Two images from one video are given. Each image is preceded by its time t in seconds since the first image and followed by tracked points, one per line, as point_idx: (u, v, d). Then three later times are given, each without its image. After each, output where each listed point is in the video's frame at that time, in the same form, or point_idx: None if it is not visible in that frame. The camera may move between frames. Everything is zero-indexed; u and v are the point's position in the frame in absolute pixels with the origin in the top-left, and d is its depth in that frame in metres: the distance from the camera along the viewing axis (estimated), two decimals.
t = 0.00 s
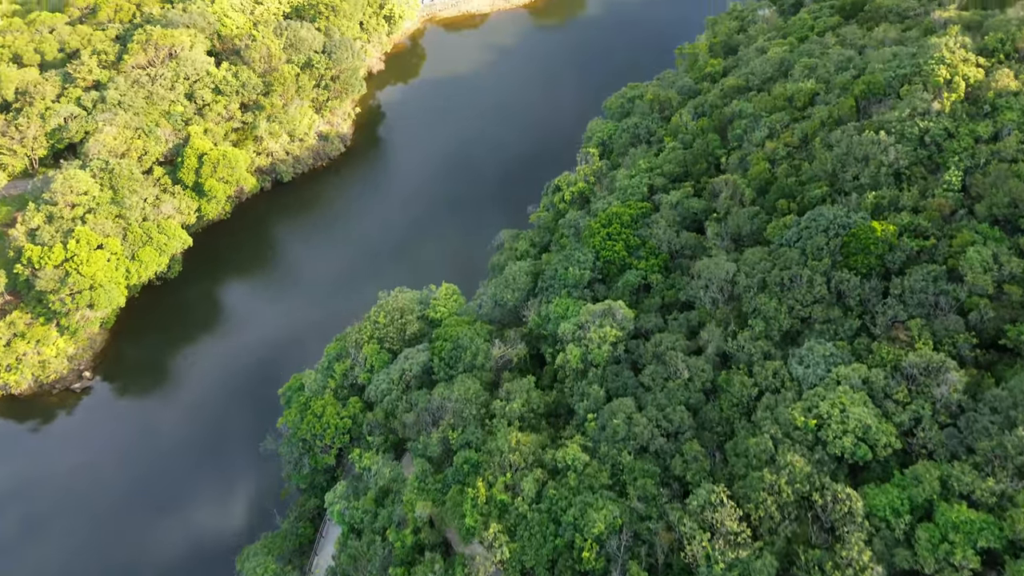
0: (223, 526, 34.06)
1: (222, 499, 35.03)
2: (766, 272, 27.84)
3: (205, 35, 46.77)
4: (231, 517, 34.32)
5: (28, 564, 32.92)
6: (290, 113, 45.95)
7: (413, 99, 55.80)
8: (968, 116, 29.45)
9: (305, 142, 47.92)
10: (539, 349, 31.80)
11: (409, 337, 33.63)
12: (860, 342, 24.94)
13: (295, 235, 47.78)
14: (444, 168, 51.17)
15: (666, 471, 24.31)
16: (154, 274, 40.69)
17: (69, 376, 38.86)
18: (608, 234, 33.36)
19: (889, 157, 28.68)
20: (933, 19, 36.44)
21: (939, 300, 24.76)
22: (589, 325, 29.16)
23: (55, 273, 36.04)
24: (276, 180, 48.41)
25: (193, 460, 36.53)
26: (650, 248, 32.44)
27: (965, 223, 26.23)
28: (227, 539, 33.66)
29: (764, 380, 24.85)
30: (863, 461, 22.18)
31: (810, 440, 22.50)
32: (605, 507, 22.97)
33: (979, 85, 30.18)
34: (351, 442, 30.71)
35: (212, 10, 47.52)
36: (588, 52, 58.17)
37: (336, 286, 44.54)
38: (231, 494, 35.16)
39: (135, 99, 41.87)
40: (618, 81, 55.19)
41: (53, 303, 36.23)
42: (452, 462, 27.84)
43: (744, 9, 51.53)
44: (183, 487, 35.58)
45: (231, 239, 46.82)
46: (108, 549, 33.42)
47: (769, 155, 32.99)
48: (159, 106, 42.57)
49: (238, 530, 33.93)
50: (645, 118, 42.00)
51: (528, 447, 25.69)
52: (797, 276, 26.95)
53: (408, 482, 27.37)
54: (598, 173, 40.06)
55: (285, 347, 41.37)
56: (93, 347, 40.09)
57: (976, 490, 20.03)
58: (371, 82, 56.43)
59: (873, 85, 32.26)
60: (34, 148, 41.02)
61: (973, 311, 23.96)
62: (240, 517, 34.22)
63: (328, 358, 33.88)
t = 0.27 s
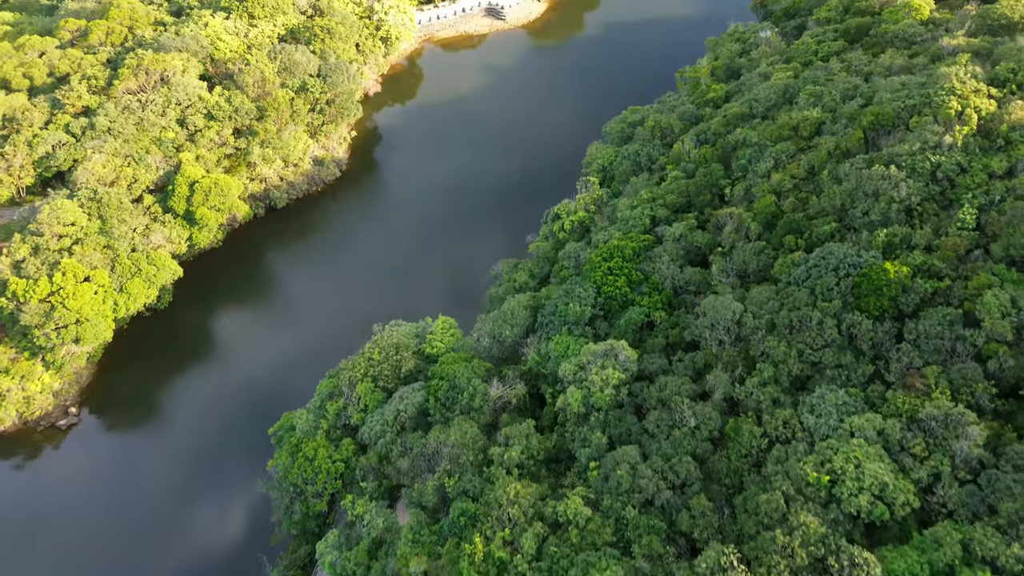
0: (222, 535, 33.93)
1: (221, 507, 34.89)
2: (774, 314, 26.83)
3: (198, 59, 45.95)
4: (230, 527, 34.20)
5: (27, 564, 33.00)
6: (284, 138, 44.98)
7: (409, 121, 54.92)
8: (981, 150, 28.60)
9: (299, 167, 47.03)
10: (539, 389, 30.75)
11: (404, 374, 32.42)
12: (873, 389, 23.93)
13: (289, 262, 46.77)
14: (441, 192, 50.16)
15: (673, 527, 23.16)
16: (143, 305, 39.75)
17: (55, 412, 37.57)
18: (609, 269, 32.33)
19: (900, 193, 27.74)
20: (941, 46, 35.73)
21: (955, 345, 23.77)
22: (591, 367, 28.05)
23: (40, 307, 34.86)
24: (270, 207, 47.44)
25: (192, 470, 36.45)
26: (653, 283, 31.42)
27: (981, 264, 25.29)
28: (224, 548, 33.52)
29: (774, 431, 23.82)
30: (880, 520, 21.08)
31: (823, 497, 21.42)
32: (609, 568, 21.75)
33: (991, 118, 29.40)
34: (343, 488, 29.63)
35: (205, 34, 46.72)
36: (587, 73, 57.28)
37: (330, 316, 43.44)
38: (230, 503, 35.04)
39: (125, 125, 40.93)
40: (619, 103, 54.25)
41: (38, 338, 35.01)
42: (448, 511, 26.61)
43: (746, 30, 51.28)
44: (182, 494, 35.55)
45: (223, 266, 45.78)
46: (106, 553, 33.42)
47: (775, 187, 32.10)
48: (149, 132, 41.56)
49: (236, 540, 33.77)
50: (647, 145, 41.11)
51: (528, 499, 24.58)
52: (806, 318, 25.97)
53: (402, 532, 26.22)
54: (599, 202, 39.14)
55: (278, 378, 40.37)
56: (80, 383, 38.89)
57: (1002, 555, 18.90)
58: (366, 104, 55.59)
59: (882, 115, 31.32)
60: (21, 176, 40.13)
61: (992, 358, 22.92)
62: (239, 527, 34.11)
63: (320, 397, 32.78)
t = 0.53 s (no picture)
0: (218, 549, 33.73)
1: (218, 518, 34.86)
2: (784, 358, 25.78)
3: (191, 83, 45.07)
4: (226, 540, 34.04)
5: None
6: (278, 164, 44.04)
7: (406, 143, 53.97)
8: (995, 187, 27.74)
9: (293, 194, 46.10)
10: (539, 432, 29.71)
11: (399, 414, 31.28)
12: (889, 441, 22.88)
13: (283, 290, 45.68)
14: (439, 217, 49.10)
15: None
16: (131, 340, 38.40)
17: (39, 450, 36.36)
18: (612, 305, 31.19)
19: (913, 231, 26.78)
20: (951, 74, 34.95)
21: (973, 396, 22.80)
22: (593, 412, 26.90)
23: (24, 342, 33.64)
24: (263, 232, 46.52)
25: (188, 486, 36.25)
26: (657, 320, 30.35)
27: (999, 308, 24.32)
28: (220, 559, 33.41)
29: (786, 485, 22.73)
30: None
31: (840, 560, 20.29)
32: None
33: (1006, 152, 28.55)
34: (335, 536, 28.39)
35: (198, 57, 45.84)
36: (588, 95, 56.34)
37: (324, 347, 42.26)
38: (227, 516, 34.93)
39: (115, 152, 39.92)
40: (620, 125, 53.28)
41: (20, 375, 33.62)
42: (443, 565, 25.29)
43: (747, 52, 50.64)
44: (179, 506, 35.47)
45: (215, 294, 44.67)
46: (102, 558, 33.54)
47: (782, 221, 31.15)
48: (139, 160, 40.56)
49: (232, 553, 33.60)
50: (649, 172, 40.22)
51: (528, 556, 23.44)
52: (817, 363, 24.96)
53: None
54: (600, 232, 38.19)
55: (272, 404, 39.55)
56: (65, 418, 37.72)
57: None
58: (363, 127, 54.63)
59: (892, 148, 30.40)
60: (7, 206, 38.87)
61: (1015, 410, 21.82)
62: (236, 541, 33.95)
63: (312, 438, 31.58)
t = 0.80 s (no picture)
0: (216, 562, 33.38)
1: (215, 532, 34.48)
2: (795, 405, 24.70)
3: (183, 109, 44.14)
4: (224, 552, 33.71)
5: None
6: (272, 192, 43.11)
7: (405, 168, 52.91)
8: (1011, 224, 26.77)
9: (287, 220, 45.08)
10: (539, 479, 28.62)
11: (394, 458, 30.15)
12: (907, 497, 21.78)
13: (278, 319, 44.31)
14: (439, 243, 47.90)
15: None
16: (120, 375, 37.03)
17: (22, 492, 34.82)
18: (615, 344, 30.08)
19: (927, 271, 25.79)
20: (961, 102, 34.11)
21: (995, 450, 21.74)
22: (595, 460, 25.74)
23: (7, 379, 32.45)
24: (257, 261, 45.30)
25: (184, 500, 35.82)
26: (661, 360, 29.24)
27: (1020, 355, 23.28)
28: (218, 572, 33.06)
29: (800, 545, 21.51)
30: None
31: None
32: None
33: (1022, 188, 27.63)
34: None
35: (190, 81, 44.91)
36: (590, 118, 55.41)
37: (321, 379, 40.83)
38: (225, 529, 34.58)
39: (103, 180, 38.87)
40: (623, 151, 52.40)
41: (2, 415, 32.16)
42: None
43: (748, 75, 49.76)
44: (176, 520, 35.09)
45: (208, 324, 43.31)
46: (101, 569, 33.29)
47: (790, 256, 30.15)
48: (128, 189, 39.55)
49: (231, 565, 33.32)
50: (651, 201, 39.25)
51: None
52: (830, 412, 23.89)
53: None
54: (601, 262, 37.12)
55: (267, 429, 38.62)
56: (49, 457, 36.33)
57: None
58: (360, 151, 53.61)
59: (903, 181, 29.43)
60: None
61: None
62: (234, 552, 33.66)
63: (304, 483, 30.53)
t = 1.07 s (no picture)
0: None
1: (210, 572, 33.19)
2: (807, 457, 23.66)
3: (175, 135, 43.28)
4: None
5: None
6: (265, 219, 41.90)
7: (403, 193, 51.93)
8: None
9: (281, 248, 44.01)
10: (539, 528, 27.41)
11: (388, 504, 29.02)
12: (927, 559, 20.38)
13: (274, 349, 43.02)
14: (440, 270, 46.78)
15: None
16: (106, 413, 35.90)
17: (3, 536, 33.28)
18: (618, 385, 28.96)
19: (943, 315, 24.78)
20: (972, 132, 33.34)
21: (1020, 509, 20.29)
22: (598, 512, 24.54)
23: None
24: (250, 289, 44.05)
25: (176, 539, 34.47)
26: (666, 403, 28.13)
27: None
28: None
29: None
30: None
31: None
32: None
33: None
34: None
35: (182, 106, 44.06)
36: (592, 140, 54.54)
37: (319, 413, 39.50)
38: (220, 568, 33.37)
39: (92, 210, 37.83)
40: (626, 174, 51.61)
41: None
42: None
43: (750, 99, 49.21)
44: (168, 562, 33.73)
45: (200, 356, 42.04)
46: None
47: (798, 294, 29.13)
48: (117, 219, 38.55)
49: None
50: (654, 231, 38.23)
51: None
52: (843, 465, 22.75)
53: None
54: (604, 294, 36.05)
55: (263, 460, 37.50)
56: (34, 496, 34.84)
57: None
58: (355, 177, 52.68)
59: (915, 218, 28.52)
60: None
61: None
62: None
63: (295, 531, 29.47)
